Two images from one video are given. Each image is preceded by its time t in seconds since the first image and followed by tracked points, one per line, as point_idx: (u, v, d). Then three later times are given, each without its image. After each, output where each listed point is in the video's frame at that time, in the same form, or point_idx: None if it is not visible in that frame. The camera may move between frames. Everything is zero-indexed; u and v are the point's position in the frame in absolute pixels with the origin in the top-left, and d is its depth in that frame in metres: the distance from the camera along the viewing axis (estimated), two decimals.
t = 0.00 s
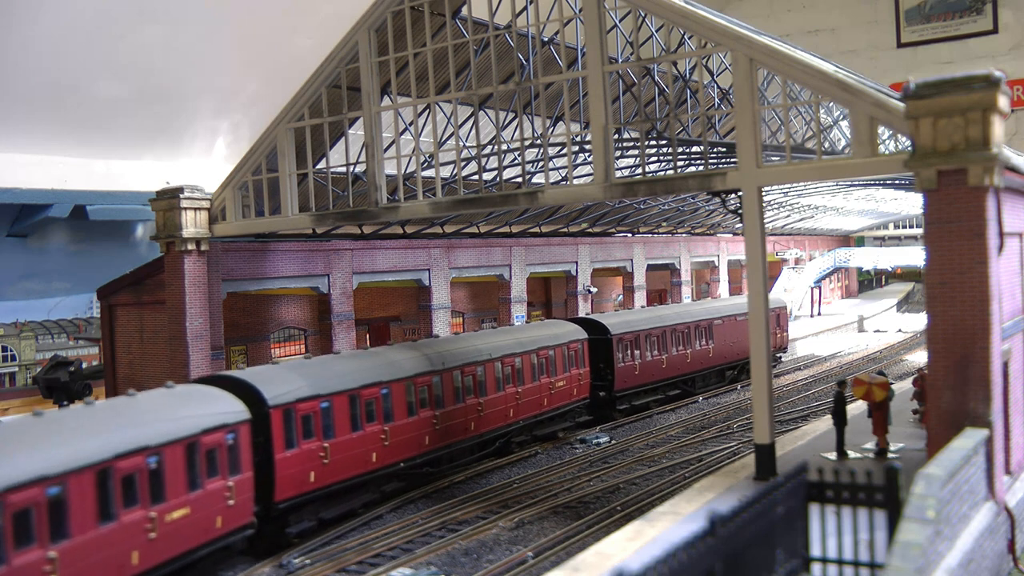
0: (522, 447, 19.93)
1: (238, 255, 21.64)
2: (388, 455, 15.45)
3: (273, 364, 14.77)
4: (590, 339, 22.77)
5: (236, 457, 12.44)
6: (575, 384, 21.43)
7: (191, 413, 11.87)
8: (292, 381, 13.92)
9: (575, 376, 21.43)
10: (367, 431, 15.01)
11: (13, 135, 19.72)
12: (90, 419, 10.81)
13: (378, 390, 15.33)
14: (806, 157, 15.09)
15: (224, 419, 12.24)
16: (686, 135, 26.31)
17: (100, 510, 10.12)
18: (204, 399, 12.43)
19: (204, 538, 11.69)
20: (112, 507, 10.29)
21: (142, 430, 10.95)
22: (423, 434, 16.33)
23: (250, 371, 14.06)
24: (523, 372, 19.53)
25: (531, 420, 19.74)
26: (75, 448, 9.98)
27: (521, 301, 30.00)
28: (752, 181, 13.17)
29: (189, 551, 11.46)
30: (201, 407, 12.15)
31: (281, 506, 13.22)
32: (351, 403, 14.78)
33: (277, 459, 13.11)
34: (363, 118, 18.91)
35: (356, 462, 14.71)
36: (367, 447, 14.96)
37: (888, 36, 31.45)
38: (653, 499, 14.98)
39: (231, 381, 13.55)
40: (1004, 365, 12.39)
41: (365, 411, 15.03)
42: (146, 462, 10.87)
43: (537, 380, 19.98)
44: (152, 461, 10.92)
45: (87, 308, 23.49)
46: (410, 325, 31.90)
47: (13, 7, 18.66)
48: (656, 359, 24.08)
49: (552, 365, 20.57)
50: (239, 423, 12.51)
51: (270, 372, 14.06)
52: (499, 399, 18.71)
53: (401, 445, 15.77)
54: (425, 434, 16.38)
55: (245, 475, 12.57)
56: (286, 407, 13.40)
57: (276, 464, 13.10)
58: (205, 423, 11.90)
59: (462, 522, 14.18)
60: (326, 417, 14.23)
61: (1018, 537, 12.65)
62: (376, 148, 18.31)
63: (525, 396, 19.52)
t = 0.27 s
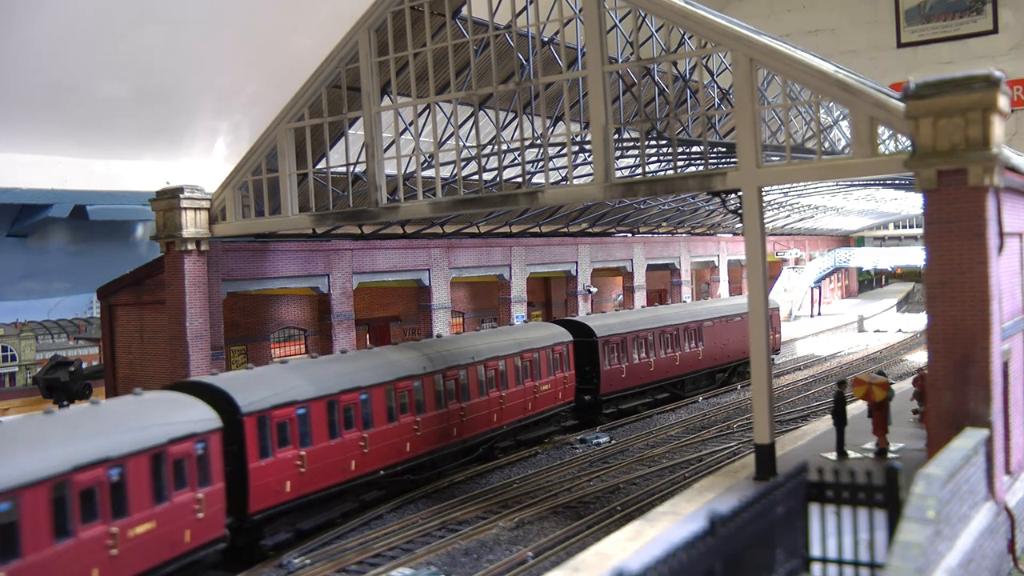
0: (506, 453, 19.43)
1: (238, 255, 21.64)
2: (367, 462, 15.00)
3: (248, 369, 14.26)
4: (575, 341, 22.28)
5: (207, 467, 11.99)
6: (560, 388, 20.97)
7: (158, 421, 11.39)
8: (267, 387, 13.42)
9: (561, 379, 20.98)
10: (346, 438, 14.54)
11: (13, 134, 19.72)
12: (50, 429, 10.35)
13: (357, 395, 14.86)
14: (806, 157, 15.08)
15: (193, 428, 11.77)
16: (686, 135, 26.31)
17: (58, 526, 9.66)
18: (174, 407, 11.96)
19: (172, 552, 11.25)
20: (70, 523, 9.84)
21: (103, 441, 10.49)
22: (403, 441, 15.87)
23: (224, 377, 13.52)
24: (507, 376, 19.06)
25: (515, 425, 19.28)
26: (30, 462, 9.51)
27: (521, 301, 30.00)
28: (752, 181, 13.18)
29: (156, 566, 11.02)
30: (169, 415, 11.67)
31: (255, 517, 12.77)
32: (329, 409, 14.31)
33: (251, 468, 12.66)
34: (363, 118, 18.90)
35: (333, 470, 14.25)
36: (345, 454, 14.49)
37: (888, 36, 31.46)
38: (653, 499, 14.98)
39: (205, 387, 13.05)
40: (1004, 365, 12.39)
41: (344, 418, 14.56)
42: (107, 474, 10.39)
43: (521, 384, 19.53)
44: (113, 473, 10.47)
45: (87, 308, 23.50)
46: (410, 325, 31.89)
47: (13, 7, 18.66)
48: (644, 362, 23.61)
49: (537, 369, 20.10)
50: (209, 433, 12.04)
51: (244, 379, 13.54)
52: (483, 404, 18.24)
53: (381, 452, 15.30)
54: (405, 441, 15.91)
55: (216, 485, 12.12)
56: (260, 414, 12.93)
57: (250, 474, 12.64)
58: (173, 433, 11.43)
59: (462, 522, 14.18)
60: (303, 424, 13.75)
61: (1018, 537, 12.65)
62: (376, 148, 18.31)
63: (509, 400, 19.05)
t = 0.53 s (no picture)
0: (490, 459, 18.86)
1: (238, 255, 21.64)
2: (347, 470, 14.45)
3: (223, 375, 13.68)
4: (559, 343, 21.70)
5: (176, 478, 11.34)
6: (546, 392, 20.47)
7: (121, 431, 10.71)
8: (241, 394, 12.85)
9: (546, 383, 20.49)
10: (324, 446, 13.98)
11: (13, 134, 19.73)
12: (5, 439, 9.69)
13: (335, 401, 14.32)
14: (806, 157, 15.08)
15: (160, 438, 11.09)
16: (686, 135, 26.32)
17: (9, 545, 9.01)
18: (140, 415, 11.28)
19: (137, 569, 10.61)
20: (24, 541, 9.18)
21: (62, 452, 9.84)
22: (385, 448, 15.33)
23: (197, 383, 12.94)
24: (491, 380, 18.53)
25: (500, 430, 18.75)
26: None
27: (521, 301, 30.00)
28: (752, 182, 13.18)
29: None
30: (132, 424, 10.98)
31: (229, 531, 12.22)
32: (306, 416, 13.75)
33: (224, 479, 12.10)
34: (363, 118, 18.90)
35: (311, 480, 13.69)
36: (324, 463, 13.93)
37: (888, 36, 31.46)
38: (653, 499, 14.98)
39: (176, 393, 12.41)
40: (1004, 365, 12.39)
41: (322, 424, 14.01)
42: (65, 488, 9.75)
43: (506, 388, 19.01)
44: (72, 487, 9.82)
45: (87, 308, 23.49)
46: (410, 325, 31.89)
47: (13, 7, 18.67)
48: (632, 365, 23.06)
49: (522, 372, 19.59)
50: (178, 442, 11.37)
51: (219, 385, 12.96)
52: (467, 409, 17.71)
53: (361, 460, 14.75)
54: (387, 448, 15.38)
55: (186, 497, 11.48)
56: (234, 422, 12.36)
57: (223, 485, 12.09)
58: (137, 443, 10.75)
59: (462, 522, 14.18)
60: (278, 432, 13.19)
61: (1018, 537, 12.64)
62: (376, 148, 18.31)
63: (494, 405, 18.52)
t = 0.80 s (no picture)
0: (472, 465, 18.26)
1: (238, 256, 21.64)
2: (326, 479, 13.86)
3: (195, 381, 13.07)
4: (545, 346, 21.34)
5: (141, 491, 10.70)
6: (530, 396, 19.97)
7: (82, 441, 10.10)
8: (216, 400, 12.24)
9: (530, 386, 19.98)
10: (302, 454, 13.38)
11: (13, 135, 19.74)
12: None
13: (314, 407, 13.72)
14: (805, 157, 15.08)
15: (124, 448, 10.47)
16: (686, 135, 26.34)
17: None
18: (104, 424, 10.64)
19: None
20: None
21: (16, 465, 9.21)
22: (365, 455, 14.75)
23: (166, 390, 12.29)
24: (474, 383, 17.99)
25: (483, 435, 18.19)
26: None
27: (521, 301, 30.01)
28: (751, 181, 13.18)
29: None
30: (95, 433, 10.36)
31: (202, 544, 11.60)
32: (283, 423, 13.14)
33: (197, 490, 11.48)
34: (363, 118, 18.90)
35: (289, 489, 13.09)
36: (301, 471, 13.33)
37: (888, 36, 31.48)
38: (653, 499, 14.99)
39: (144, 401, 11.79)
40: (1004, 366, 12.39)
41: (300, 431, 13.39)
42: (19, 503, 9.11)
43: (490, 392, 18.48)
44: (27, 501, 9.19)
45: (87, 308, 23.49)
46: (410, 325, 31.88)
47: (14, 7, 18.67)
48: (619, 368, 22.60)
49: (506, 376, 19.07)
50: (143, 452, 10.75)
51: (190, 391, 12.33)
52: (450, 414, 17.13)
53: (340, 468, 14.17)
54: (367, 455, 14.80)
55: (153, 510, 10.85)
56: (207, 430, 11.75)
57: (195, 497, 11.46)
58: (99, 454, 10.15)
59: (462, 522, 14.18)
60: (254, 440, 12.58)
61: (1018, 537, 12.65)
62: (376, 148, 18.31)
63: (477, 409, 17.97)
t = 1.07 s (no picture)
0: (456, 471, 17.80)
1: (238, 256, 21.64)
2: (304, 488, 13.42)
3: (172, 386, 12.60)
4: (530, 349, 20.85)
5: (107, 503, 10.03)
6: (515, 400, 19.54)
7: (41, 452, 9.39)
8: (190, 407, 11.75)
9: (516, 390, 19.55)
10: (278, 462, 12.94)
11: (13, 135, 19.76)
12: None
13: (292, 414, 13.26)
14: (805, 157, 15.07)
15: (88, 459, 9.78)
16: (686, 135, 26.34)
17: None
18: (67, 433, 9.96)
19: None
20: None
21: None
22: (345, 462, 14.31)
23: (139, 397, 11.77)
24: (459, 387, 17.53)
25: (468, 441, 17.76)
26: None
27: (521, 301, 30.01)
28: (752, 181, 13.18)
29: None
30: (57, 442, 9.67)
31: (175, 557, 11.14)
32: (260, 430, 12.67)
33: (168, 502, 11.00)
34: (363, 118, 18.90)
35: (265, 498, 12.64)
36: (278, 480, 12.89)
37: (888, 36, 31.49)
38: (653, 499, 14.99)
39: (115, 408, 11.19)
40: (1004, 365, 12.39)
41: (277, 439, 12.94)
42: None
43: (475, 396, 18.04)
44: None
45: (87, 308, 23.50)
46: (410, 325, 31.88)
47: (14, 7, 18.67)
48: (607, 371, 22.09)
49: (491, 380, 18.64)
50: (110, 463, 10.06)
51: (163, 398, 11.81)
52: (433, 419, 16.69)
53: (319, 476, 13.72)
54: (347, 462, 14.36)
55: (119, 524, 10.17)
56: (179, 439, 11.24)
57: (167, 508, 10.99)
58: (59, 465, 9.45)
59: (462, 522, 14.18)
60: (230, 448, 12.10)
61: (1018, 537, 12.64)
62: (376, 148, 18.31)
63: (461, 414, 17.52)
